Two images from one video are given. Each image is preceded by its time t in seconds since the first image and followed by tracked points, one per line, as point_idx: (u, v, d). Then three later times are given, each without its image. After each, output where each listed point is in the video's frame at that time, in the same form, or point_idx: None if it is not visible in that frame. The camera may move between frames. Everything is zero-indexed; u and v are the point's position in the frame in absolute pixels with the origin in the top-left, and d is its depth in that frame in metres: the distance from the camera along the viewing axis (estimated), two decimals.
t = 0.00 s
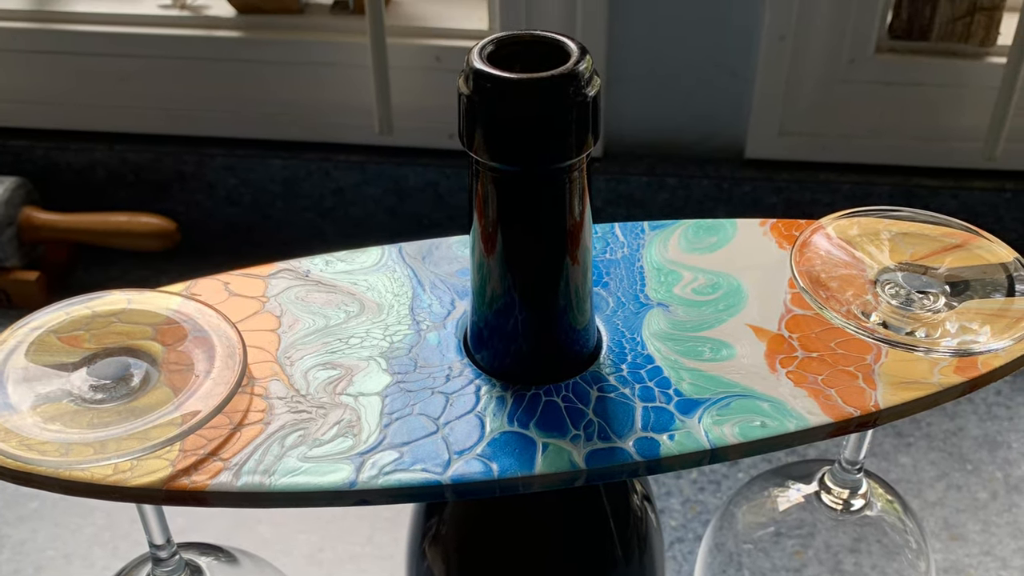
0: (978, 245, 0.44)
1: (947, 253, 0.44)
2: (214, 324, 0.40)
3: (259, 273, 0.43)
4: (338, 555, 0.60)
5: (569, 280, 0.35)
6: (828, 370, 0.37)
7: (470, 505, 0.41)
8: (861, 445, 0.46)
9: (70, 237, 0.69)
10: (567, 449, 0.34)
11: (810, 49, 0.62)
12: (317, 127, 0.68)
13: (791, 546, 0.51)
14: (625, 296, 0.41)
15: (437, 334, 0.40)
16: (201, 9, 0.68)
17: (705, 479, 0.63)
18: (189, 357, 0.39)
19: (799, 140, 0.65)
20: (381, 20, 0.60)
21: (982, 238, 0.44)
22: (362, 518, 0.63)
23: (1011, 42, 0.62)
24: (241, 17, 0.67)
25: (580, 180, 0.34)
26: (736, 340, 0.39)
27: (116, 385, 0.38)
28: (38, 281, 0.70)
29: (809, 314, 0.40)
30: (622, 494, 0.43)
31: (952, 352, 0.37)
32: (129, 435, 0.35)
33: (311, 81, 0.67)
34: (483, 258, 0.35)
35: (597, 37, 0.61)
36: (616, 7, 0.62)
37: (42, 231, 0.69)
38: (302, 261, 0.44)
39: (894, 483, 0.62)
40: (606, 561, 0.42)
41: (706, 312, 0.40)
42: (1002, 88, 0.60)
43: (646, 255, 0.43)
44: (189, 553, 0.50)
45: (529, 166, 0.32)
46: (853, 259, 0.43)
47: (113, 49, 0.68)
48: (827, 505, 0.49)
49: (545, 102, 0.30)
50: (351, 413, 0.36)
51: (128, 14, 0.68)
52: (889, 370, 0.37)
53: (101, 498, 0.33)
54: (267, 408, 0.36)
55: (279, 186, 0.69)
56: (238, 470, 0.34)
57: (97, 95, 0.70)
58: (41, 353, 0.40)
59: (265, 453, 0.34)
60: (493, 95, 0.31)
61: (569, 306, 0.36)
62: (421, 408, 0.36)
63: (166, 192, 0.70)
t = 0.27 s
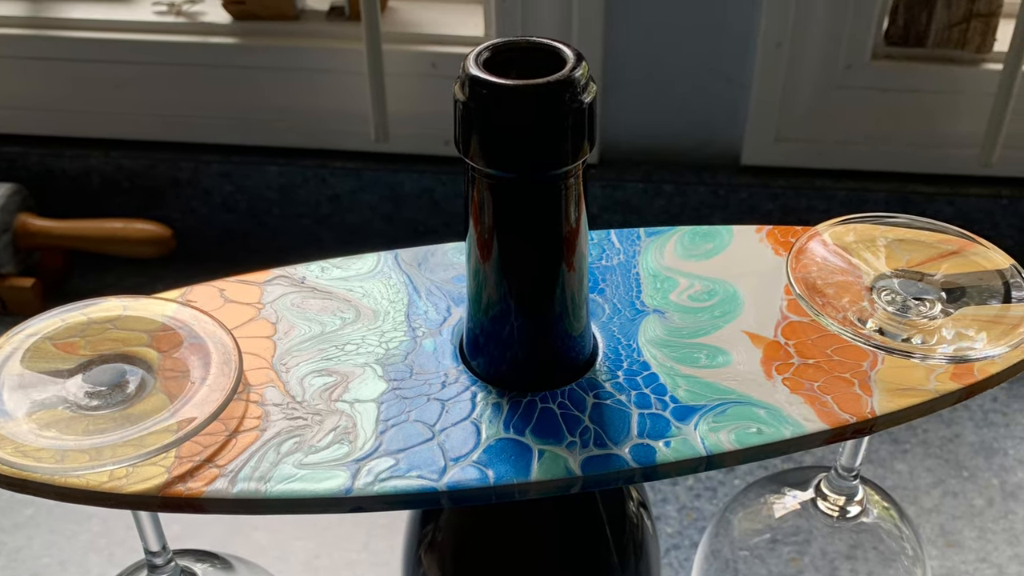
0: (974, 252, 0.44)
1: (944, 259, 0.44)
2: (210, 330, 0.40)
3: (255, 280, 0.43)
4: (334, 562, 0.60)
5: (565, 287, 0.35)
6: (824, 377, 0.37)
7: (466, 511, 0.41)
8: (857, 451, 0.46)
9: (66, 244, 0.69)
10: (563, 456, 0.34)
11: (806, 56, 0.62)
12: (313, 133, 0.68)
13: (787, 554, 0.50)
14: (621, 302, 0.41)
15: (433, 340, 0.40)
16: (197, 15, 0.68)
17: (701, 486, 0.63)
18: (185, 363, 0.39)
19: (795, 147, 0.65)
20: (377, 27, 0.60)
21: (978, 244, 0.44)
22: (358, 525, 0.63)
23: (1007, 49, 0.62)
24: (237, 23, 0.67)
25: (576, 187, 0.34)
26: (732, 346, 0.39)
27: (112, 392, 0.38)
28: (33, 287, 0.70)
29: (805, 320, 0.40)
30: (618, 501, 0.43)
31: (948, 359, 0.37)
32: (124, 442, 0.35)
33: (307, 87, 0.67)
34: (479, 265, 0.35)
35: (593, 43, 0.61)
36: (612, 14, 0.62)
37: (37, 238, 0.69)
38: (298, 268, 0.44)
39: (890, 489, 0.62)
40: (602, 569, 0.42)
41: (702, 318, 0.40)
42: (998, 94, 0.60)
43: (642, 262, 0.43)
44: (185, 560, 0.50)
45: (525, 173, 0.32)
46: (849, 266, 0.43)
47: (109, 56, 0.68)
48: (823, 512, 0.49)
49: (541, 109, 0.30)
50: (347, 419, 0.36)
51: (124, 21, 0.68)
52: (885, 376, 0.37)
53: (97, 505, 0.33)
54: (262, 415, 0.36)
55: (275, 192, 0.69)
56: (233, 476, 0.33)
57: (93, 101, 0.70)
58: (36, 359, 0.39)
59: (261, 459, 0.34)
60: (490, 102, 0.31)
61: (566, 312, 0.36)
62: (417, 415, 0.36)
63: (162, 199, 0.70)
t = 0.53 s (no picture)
0: (970, 259, 0.44)
1: (939, 266, 0.44)
2: (206, 337, 0.40)
3: (250, 286, 0.43)
4: (329, 570, 0.60)
5: (561, 293, 0.35)
6: (821, 384, 0.37)
7: (462, 518, 0.41)
8: (854, 457, 0.46)
9: (62, 250, 0.69)
10: (559, 463, 0.34)
11: (802, 63, 0.62)
12: (309, 139, 0.68)
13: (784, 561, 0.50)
14: (617, 309, 0.41)
15: (429, 347, 0.40)
16: (193, 22, 0.68)
17: (697, 493, 0.63)
18: (180, 370, 0.39)
19: (791, 153, 0.65)
20: (372, 33, 0.61)
21: (974, 251, 0.44)
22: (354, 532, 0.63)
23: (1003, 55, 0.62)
24: (233, 30, 0.67)
25: (573, 194, 0.34)
26: (728, 353, 0.39)
27: (107, 399, 0.38)
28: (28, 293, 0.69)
29: (802, 327, 0.40)
30: (614, 508, 0.43)
31: (944, 365, 0.37)
32: (120, 449, 0.35)
33: (304, 94, 0.67)
34: (474, 271, 0.35)
35: (589, 50, 0.61)
36: (608, 20, 0.62)
37: (33, 245, 0.69)
38: (293, 275, 0.44)
39: (886, 496, 0.62)
40: None
41: (698, 325, 0.40)
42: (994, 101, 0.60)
43: (638, 269, 0.43)
44: (180, 567, 0.50)
45: (521, 179, 0.32)
46: (845, 272, 0.43)
47: (105, 62, 0.68)
48: (819, 519, 0.49)
49: (536, 115, 0.30)
50: (343, 426, 0.36)
51: (120, 27, 0.68)
52: (882, 383, 0.37)
53: (93, 512, 0.33)
54: (258, 422, 0.36)
55: (271, 198, 0.69)
56: (229, 483, 0.33)
57: (89, 107, 0.70)
58: (32, 366, 0.39)
59: (256, 466, 0.34)
60: (486, 108, 0.31)
61: (562, 319, 0.36)
62: (413, 422, 0.36)
63: (158, 205, 0.70)
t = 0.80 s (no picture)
0: (966, 265, 0.44)
1: (935, 273, 0.44)
2: (201, 344, 0.39)
3: (246, 293, 0.43)
4: None
5: (556, 300, 0.35)
6: (817, 391, 0.37)
7: (458, 524, 0.41)
8: (850, 464, 0.47)
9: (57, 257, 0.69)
10: (555, 469, 0.34)
11: (798, 69, 0.62)
12: (306, 146, 0.68)
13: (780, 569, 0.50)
14: (613, 315, 0.41)
15: (425, 354, 0.40)
16: (188, 28, 0.68)
17: (693, 500, 0.63)
18: (176, 376, 0.39)
19: (787, 160, 0.65)
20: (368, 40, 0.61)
21: (970, 257, 0.44)
22: (349, 539, 0.63)
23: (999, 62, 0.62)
24: (229, 36, 0.67)
25: (568, 200, 0.34)
26: (724, 360, 0.39)
27: (103, 406, 0.38)
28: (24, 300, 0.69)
29: (798, 334, 0.40)
30: (611, 515, 0.43)
31: (940, 372, 0.37)
32: (115, 456, 0.35)
33: (300, 100, 0.67)
34: (470, 278, 0.35)
35: (585, 57, 0.61)
36: (604, 27, 0.62)
37: (28, 251, 0.69)
38: (289, 281, 0.44)
39: (883, 503, 0.62)
40: None
41: (694, 332, 0.40)
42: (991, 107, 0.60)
43: (634, 275, 0.43)
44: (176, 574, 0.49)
45: (517, 186, 0.32)
46: (841, 279, 0.43)
47: (101, 69, 0.68)
48: (815, 525, 0.49)
49: (532, 122, 0.30)
50: (338, 433, 0.36)
51: (116, 34, 0.68)
52: (878, 389, 0.37)
53: (88, 519, 0.33)
54: (254, 428, 0.36)
55: (267, 204, 0.69)
56: (225, 490, 0.33)
57: (85, 114, 0.70)
58: (27, 373, 0.39)
59: (252, 473, 0.34)
60: (481, 116, 0.31)
61: (557, 326, 0.36)
62: (409, 428, 0.36)
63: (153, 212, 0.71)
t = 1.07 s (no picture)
0: (962, 272, 0.44)
1: (931, 279, 0.44)
2: (197, 350, 0.39)
3: (242, 300, 0.43)
4: None
5: (552, 307, 0.35)
6: (813, 397, 0.37)
7: (454, 531, 0.41)
8: (845, 472, 0.46)
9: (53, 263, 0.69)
10: (551, 476, 0.34)
11: (794, 75, 0.62)
12: (302, 152, 0.68)
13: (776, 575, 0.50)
14: (609, 322, 0.41)
15: (421, 360, 0.40)
16: (184, 35, 0.68)
17: (689, 506, 0.63)
18: (171, 383, 0.39)
19: (782, 166, 0.65)
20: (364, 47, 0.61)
21: (967, 264, 0.44)
22: (345, 545, 0.63)
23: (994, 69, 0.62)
24: (224, 42, 0.67)
25: (564, 207, 0.34)
26: (720, 366, 0.39)
27: (98, 412, 0.38)
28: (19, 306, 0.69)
29: (794, 340, 0.40)
30: (607, 522, 0.43)
31: (936, 379, 0.37)
32: (111, 462, 0.35)
33: (296, 106, 0.67)
34: (466, 284, 0.35)
35: (581, 64, 0.61)
36: (600, 35, 0.62)
37: (23, 258, 0.69)
38: (285, 288, 0.44)
39: (879, 509, 0.62)
40: None
41: (691, 339, 0.40)
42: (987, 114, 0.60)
43: (630, 282, 0.43)
44: None
45: (512, 192, 0.32)
46: (837, 285, 0.43)
47: (97, 75, 0.68)
48: (811, 532, 0.49)
49: (527, 129, 0.30)
50: (334, 440, 0.36)
51: (112, 40, 0.68)
52: (874, 396, 0.37)
53: (84, 525, 0.33)
54: (249, 435, 0.36)
55: (262, 211, 0.69)
56: (220, 497, 0.33)
57: (81, 120, 0.70)
58: (22, 380, 0.39)
59: (248, 480, 0.34)
60: (477, 122, 0.31)
61: (554, 332, 0.36)
62: (405, 435, 0.36)
63: (149, 218, 0.71)
